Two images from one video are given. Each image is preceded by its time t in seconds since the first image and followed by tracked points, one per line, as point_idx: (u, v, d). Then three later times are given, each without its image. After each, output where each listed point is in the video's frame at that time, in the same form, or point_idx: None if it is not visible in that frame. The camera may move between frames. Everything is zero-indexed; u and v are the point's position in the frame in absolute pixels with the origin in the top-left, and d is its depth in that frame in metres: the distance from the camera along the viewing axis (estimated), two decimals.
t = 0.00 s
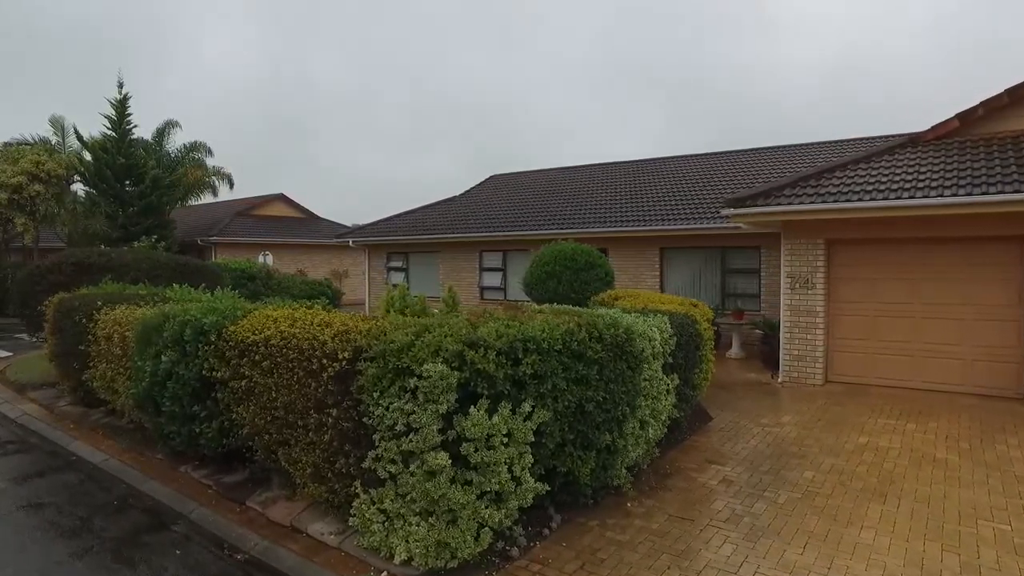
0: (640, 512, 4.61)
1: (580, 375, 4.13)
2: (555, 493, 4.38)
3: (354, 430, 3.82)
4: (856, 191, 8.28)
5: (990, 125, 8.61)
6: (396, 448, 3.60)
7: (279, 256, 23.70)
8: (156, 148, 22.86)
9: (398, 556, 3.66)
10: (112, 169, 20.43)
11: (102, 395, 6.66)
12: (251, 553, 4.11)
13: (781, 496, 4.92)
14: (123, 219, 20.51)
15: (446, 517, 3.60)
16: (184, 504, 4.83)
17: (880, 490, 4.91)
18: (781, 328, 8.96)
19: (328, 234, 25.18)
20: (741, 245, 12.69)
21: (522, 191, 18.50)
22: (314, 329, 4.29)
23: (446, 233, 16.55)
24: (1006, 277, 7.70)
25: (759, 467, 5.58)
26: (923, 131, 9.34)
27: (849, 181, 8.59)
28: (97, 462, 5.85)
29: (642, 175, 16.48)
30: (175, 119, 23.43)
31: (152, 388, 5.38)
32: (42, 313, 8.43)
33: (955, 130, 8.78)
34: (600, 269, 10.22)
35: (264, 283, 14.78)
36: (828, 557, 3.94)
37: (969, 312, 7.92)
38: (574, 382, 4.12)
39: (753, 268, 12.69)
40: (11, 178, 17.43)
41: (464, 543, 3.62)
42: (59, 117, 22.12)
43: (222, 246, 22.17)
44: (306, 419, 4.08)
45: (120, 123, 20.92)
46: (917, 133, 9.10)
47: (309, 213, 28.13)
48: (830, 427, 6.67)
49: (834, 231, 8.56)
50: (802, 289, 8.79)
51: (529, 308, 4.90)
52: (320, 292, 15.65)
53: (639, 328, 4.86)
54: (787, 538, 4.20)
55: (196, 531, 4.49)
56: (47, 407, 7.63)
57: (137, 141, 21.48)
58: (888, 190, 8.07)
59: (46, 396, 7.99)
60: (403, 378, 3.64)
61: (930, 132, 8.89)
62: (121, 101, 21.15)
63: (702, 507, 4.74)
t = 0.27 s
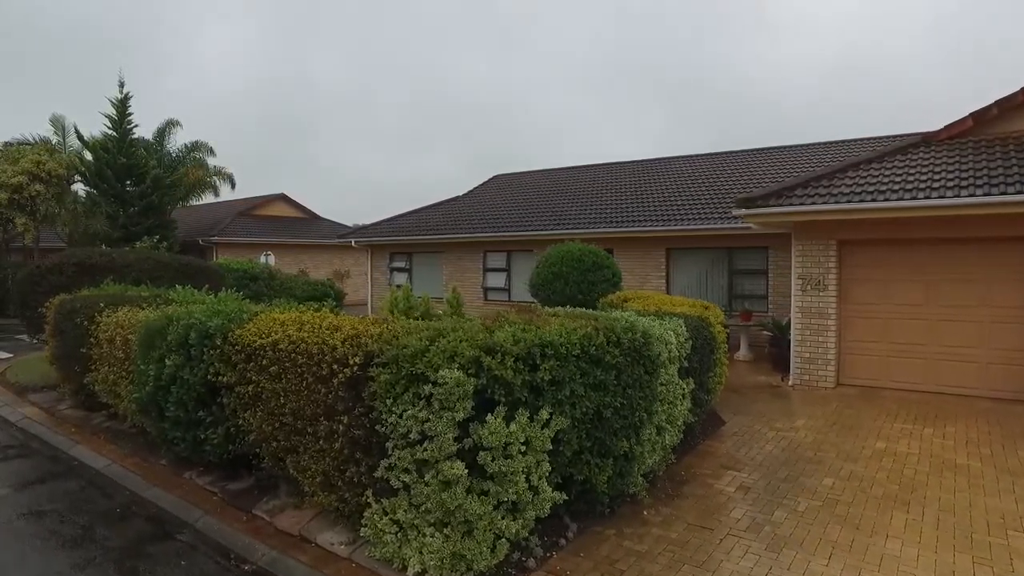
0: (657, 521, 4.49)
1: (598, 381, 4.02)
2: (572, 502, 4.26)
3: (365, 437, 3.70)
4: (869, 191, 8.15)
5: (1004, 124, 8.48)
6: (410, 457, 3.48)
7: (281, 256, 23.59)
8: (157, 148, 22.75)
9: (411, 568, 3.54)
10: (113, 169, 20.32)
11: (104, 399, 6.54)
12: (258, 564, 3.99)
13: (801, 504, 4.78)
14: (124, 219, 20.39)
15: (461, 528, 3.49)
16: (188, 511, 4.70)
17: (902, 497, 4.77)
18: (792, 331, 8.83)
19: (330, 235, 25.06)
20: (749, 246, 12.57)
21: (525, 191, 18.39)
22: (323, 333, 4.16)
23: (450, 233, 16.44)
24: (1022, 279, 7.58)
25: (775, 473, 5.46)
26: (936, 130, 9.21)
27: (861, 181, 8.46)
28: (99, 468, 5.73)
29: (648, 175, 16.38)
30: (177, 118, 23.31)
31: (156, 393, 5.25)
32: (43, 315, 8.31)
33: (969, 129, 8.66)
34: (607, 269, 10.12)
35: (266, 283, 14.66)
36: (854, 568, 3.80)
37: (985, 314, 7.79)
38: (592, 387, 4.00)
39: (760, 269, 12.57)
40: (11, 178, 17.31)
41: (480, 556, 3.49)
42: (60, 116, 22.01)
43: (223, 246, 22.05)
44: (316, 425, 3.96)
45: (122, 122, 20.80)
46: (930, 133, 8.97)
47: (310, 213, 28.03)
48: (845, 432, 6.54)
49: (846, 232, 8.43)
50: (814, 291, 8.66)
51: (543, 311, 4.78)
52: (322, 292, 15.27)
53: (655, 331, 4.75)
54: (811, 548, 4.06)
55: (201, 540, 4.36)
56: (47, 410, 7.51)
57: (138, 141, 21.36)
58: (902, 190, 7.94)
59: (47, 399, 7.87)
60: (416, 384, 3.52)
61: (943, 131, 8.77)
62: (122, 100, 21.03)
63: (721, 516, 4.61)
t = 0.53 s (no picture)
0: (681, 531, 4.33)
1: (623, 386, 3.86)
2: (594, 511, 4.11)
3: (382, 446, 3.54)
4: (887, 189, 7.98)
5: None
6: (430, 467, 3.32)
7: (283, 255, 23.43)
8: (159, 147, 22.59)
9: None
10: (114, 168, 20.18)
11: (106, 401, 6.38)
12: None
13: (828, 512, 4.58)
14: (125, 219, 20.24)
15: (483, 540, 3.33)
16: (195, 520, 4.54)
17: (934, 506, 4.58)
18: (807, 332, 8.66)
19: (333, 234, 24.90)
20: (759, 246, 12.41)
21: (531, 190, 18.22)
22: (337, 336, 4.00)
23: (455, 233, 16.27)
24: None
25: (799, 479, 5.29)
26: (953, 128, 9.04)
27: (879, 179, 8.29)
28: (102, 473, 5.57)
29: (655, 175, 16.21)
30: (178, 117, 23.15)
31: (160, 397, 5.08)
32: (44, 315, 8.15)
33: (989, 127, 8.49)
34: (618, 269, 9.97)
35: (269, 283, 14.50)
36: None
37: (1006, 315, 7.61)
38: (617, 393, 3.85)
39: (771, 269, 12.41)
40: (12, 177, 17.15)
41: (503, 569, 3.33)
42: (61, 115, 21.86)
43: (225, 245, 21.89)
44: (329, 433, 3.80)
45: (123, 120, 20.64)
46: (948, 130, 8.80)
47: (312, 212, 27.87)
48: (867, 436, 6.38)
49: (864, 231, 8.26)
50: (830, 291, 8.49)
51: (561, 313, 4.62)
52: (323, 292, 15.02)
53: (679, 333, 4.59)
54: (845, 561, 3.88)
55: (209, 550, 4.20)
56: (49, 413, 7.35)
57: (140, 140, 21.20)
58: (921, 188, 7.77)
59: (49, 401, 7.70)
60: (436, 391, 3.35)
61: (962, 128, 8.60)
62: (123, 99, 20.88)
63: (747, 525, 4.44)
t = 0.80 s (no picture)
0: (705, 539, 4.18)
1: (647, 390, 3.73)
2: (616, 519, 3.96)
3: (398, 452, 3.40)
4: (904, 187, 7.82)
5: None
6: (449, 475, 3.18)
7: (285, 255, 23.29)
8: (160, 146, 22.45)
9: None
10: (115, 167, 20.02)
11: (109, 404, 6.23)
12: None
13: (855, 519, 4.39)
14: (126, 218, 20.07)
15: (505, 552, 3.19)
16: (201, 527, 4.39)
17: (965, 514, 4.42)
18: (821, 333, 8.50)
19: (335, 233, 24.76)
20: (768, 245, 12.26)
21: (535, 189, 18.08)
22: (349, 338, 3.86)
23: (459, 232, 16.12)
24: None
25: (822, 484, 5.12)
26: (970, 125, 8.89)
27: (895, 177, 8.14)
28: (105, 478, 5.42)
29: (661, 174, 16.07)
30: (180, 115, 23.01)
31: (165, 400, 4.94)
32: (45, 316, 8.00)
33: (1008, 123, 8.29)
34: (627, 268, 9.82)
35: (272, 283, 14.35)
36: None
37: None
38: (641, 397, 3.72)
39: (780, 268, 12.28)
40: (12, 176, 17.03)
41: None
42: (62, 114, 21.72)
43: (227, 245, 21.74)
44: (343, 438, 3.65)
45: (124, 119, 20.48)
46: (965, 127, 8.64)
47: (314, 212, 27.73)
48: (887, 438, 6.22)
49: (879, 230, 8.10)
50: (844, 291, 8.33)
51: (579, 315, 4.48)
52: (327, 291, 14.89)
53: (701, 335, 4.45)
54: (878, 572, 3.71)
55: (216, 559, 4.05)
56: (50, 415, 7.20)
57: (141, 138, 21.04)
58: (939, 186, 7.61)
59: (50, 403, 7.56)
60: (455, 395, 3.21)
61: (979, 126, 8.44)
62: (124, 97, 20.74)
63: (772, 532, 4.29)
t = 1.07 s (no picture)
0: (726, 548, 4.05)
1: (669, 395, 3.63)
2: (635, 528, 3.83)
3: (412, 461, 3.28)
4: (919, 186, 7.70)
5: None
6: (466, 484, 3.07)
7: (287, 255, 23.16)
8: (161, 145, 22.32)
9: None
10: (116, 166, 19.89)
11: (111, 407, 6.11)
12: None
13: (879, 527, 4.27)
14: (127, 218, 19.93)
15: (524, 565, 3.07)
16: (206, 536, 4.26)
17: (994, 522, 4.29)
18: (834, 334, 8.37)
19: (337, 233, 24.64)
20: (776, 244, 12.15)
21: (540, 189, 17.96)
22: (360, 341, 3.74)
23: (462, 232, 16.00)
24: None
25: (842, 490, 4.99)
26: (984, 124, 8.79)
27: (909, 175, 8.01)
28: (106, 484, 5.30)
29: (667, 174, 15.96)
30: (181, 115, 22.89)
31: (169, 404, 4.81)
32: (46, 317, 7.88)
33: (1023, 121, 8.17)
34: (634, 269, 9.71)
35: (274, 283, 14.22)
36: None
37: None
38: (662, 402, 3.61)
39: (788, 269, 12.16)
40: (12, 175, 16.95)
41: None
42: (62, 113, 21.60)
43: (229, 245, 21.61)
44: (354, 445, 3.53)
45: (125, 119, 20.38)
46: (980, 126, 8.55)
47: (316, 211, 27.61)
48: (904, 441, 6.09)
49: (894, 229, 7.96)
50: (857, 291, 8.19)
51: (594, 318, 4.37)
52: (329, 291, 14.77)
53: (720, 338, 4.34)
54: None
55: (222, 570, 3.92)
56: (50, 418, 7.07)
57: (142, 138, 20.94)
58: (955, 184, 7.48)
59: (51, 406, 7.43)
60: (473, 402, 3.10)
61: (994, 124, 8.34)
62: (125, 97, 20.62)
63: (794, 541, 4.16)
